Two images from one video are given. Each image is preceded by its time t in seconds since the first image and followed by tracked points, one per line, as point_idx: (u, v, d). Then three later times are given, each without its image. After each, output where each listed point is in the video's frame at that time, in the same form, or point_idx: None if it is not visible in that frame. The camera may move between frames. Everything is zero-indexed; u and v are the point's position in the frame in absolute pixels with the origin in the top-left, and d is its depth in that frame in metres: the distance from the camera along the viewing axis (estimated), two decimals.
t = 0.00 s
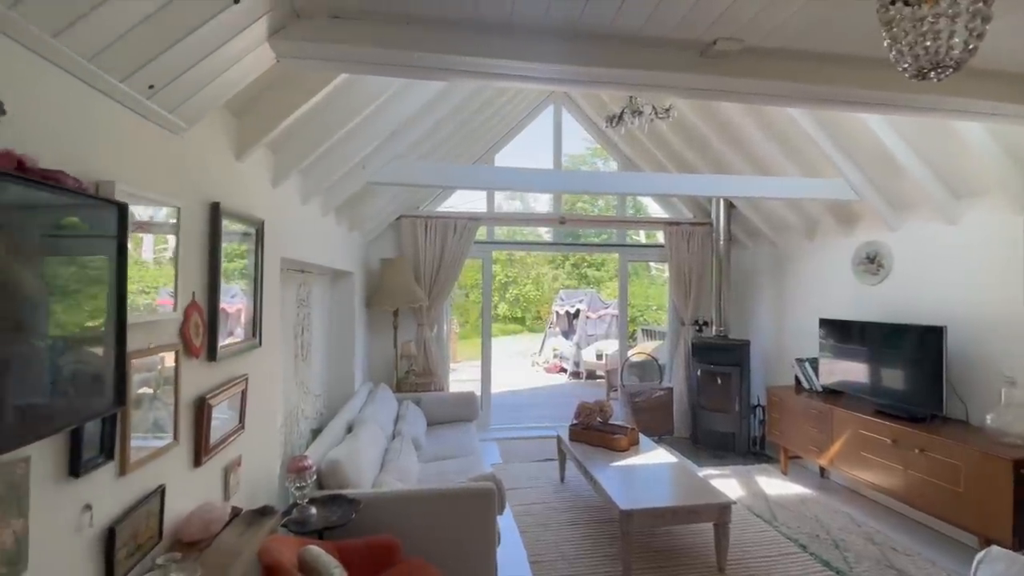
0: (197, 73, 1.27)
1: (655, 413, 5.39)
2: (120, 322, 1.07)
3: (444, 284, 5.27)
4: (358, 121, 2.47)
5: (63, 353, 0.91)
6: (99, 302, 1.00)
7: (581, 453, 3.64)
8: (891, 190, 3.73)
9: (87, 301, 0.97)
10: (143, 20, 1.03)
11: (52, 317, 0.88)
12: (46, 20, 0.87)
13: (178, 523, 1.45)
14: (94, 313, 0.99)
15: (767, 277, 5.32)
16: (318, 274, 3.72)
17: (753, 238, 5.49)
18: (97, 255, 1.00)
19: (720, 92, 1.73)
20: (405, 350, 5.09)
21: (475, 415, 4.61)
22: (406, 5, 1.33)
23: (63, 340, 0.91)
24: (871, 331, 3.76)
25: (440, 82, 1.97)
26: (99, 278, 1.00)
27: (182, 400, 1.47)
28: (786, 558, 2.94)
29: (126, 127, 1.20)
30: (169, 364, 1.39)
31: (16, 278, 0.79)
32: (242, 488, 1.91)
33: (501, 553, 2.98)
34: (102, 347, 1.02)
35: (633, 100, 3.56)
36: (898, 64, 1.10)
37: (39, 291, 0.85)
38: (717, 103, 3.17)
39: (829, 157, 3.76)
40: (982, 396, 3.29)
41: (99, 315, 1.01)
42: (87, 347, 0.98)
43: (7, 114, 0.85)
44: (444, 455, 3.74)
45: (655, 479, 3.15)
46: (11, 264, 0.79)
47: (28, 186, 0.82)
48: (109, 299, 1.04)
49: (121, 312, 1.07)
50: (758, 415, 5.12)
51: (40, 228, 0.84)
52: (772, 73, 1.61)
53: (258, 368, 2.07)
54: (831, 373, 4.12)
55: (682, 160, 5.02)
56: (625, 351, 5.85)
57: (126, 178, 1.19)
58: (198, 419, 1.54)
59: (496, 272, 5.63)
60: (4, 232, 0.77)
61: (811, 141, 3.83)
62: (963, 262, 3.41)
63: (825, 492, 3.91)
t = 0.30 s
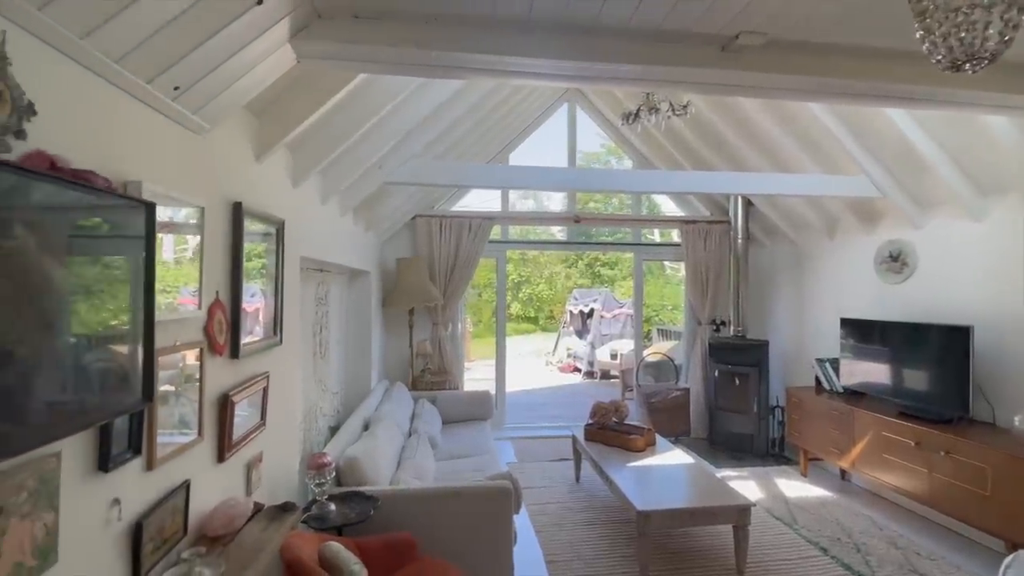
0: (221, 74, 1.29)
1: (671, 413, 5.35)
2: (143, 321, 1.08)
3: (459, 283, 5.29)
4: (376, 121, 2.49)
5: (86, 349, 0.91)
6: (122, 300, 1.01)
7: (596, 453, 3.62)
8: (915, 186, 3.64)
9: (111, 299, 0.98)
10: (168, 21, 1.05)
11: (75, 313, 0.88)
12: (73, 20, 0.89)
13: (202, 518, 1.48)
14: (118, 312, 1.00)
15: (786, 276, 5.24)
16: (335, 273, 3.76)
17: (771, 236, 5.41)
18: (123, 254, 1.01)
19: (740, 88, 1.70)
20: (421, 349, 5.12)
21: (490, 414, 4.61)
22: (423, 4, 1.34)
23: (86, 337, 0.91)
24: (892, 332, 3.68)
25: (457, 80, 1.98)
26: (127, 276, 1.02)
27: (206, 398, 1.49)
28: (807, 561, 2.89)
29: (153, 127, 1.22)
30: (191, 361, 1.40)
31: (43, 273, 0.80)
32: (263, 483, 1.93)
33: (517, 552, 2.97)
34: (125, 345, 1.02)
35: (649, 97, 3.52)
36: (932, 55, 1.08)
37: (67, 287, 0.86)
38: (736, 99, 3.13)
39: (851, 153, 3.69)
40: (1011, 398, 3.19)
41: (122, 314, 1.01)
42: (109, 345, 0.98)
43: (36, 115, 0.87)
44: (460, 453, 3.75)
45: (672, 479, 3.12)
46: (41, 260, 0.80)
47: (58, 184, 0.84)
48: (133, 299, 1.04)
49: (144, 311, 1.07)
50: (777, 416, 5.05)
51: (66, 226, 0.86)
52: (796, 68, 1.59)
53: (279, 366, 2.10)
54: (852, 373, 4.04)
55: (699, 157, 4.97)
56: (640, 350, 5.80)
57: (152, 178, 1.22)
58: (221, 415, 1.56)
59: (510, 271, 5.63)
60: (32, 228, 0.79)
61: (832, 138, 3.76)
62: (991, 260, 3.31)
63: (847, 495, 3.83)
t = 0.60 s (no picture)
0: (240, 73, 1.31)
1: (685, 413, 5.31)
2: (160, 320, 1.08)
3: (471, 281, 5.30)
4: (391, 119, 2.50)
5: (104, 347, 0.92)
6: (140, 298, 1.01)
7: (610, 452, 3.61)
8: (937, 181, 3.56)
9: (130, 297, 0.98)
10: (188, 22, 1.07)
11: (93, 311, 0.89)
12: (96, 20, 0.91)
13: (222, 512, 1.50)
14: (136, 309, 1.00)
15: (803, 274, 5.16)
16: (350, 271, 3.79)
17: (788, 234, 5.34)
18: (143, 252, 1.02)
19: (760, 83, 1.68)
20: (434, 347, 5.15)
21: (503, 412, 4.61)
22: (438, 2, 1.34)
23: (103, 334, 0.92)
24: (911, 331, 3.61)
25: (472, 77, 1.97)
26: (148, 273, 1.03)
27: (226, 393, 1.51)
28: (825, 563, 2.85)
29: (174, 125, 1.24)
30: (208, 358, 1.40)
31: (64, 269, 0.81)
32: (280, 479, 1.95)
33: (531, 550, 2.97)
34: (142, 342, 1.02)
35: (664, 93, 3.49)
36: (960, 46, 1.07)
37: (90, 283, 0.87)
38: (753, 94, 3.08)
39: (870, 149, 3.63)
40: None
41: (141, 311, 1.02)
42: (127, 342, 0.98)
43: (63, 113, 0.89)
44: (474, 450, 3.76)
45: (687, 479, 3.09)
46: (66, 254, 0.81)
47: (83, 181, 0.85)
48: (151, 297, 1.05)
49: (162, 310, 1.08)
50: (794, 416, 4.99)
51: (87, 223, 0.87)
52: (816, 61, 1.56)
53: (295, 362, 2.12)
54: (871, 373, 3.97)
55: (713, 153, 4.92)
56: (654, 350, 5.75)
57: (174, 176, 1.23)
58: (239, 411, 1.58)
59: (522, 268, 5.63)
60: (58, 224, 0.80)
61: (852, 134, 3.70)
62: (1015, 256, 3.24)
63: (865, 497, 3.77)
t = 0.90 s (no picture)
0: (253, 69, 1.31)
1: (695, 410, 5.27)
2: (174, 316, 1.09)
3: (481, 278, 5.31)
4: (401, 115, 2.50)
5: (120, 343, 0.93)
6: (155, 295, 1.02)
7: (619, 449, 3.59)
8: (953, 175, 3.50)
9: (145, 294, 0.99)
10: (202, 18, 1.08)
11: (109, 308, 0.90)
12: (113, 16, 0.92)
13: (236, 504, 1.52)
14: (150, 307, 1.01)
15: (816, 271, 5.10)
16: (361, 268, 3.81)
17: (801, 230, 5.27)
18: (158, 250, 1.03)
19: (773, 75, 1.66)
20: (443, 343, 5.17)
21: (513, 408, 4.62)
22: None
23: (119, 330, 0.93)
24: (927, 328, 3.56)
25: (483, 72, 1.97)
26: (163, 268, 1.04)
27: (239, 388, 1.53)
28: (838, 561, 2.82)
29: (189, 122, 1.25)
30: (221, 354, 1.41)
31: (83, 263, 0.82)
32: (293, 472, 1.97)
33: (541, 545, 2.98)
34: (156, 339, 1.03)
35: (675, 87, 3.45)
36: (982, 33, 1.05)
37: (107, 278, 0.88)
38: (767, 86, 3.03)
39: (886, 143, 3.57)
40: None
41: (154, 309, 1.03)
42: (142, 339, 0.99)
43: (81, 108, 0.90)
44: (484, 446, 3.77)
45: (697, 476, 3.07)
46: (84, 248, 0.82)
47: (101, 176, 0.86)
48: (165, 294, 1.06)
49: (176, 306, 1.09)
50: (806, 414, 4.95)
51: (105, 220, 0.88)
52: (832, 53, 1.54)
53: (307, 358, 2.14)
54: (885, 371, 3.91)
55: (725, 148, 4.87)
56: (664, 348, 5.69)
57: (188, 172, 1.25)
58: (252, 406, 1.60)
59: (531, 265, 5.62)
60: (76, 218, 0.81)
61: (866, 127, 3.64)
62: None
63: (879, 495, 3.73)
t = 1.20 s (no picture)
0: (259, 62, 1.32)
1: (701, 405, 5.26)
2: (183, 310, 1.10)
3: (486, 273, 5.31)
4: (407, 109, 2.49)
5: (130, 337, 0.94)
6: (164, 289, 1.03)
7: (625, 443, 3.59)
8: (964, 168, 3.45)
9: (153, 289, 1.00)
10: (209, 11, 1.08)
11: (119, 302, 0.91)
12: (121, 8, 0.93)
13: (245, 494, 1.54)
14: (159, 302, 1.02)
15: (825, 266, 5.06)
16: (366, 263, 3.82)
17: (809, 224, 5.22)
18: (167, 245, 1.03)
19: (782, 65, 1.64)
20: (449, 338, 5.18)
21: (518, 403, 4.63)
22: None
23: (129, 325, 0.94)
24: (936, 324, 3.52)
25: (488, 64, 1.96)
26: (171, 263, 1.04)
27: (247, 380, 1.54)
28: (844, 556, 2.82)
29: (196, 115, 1.26)
30: (229, 349, 1.43)
31: (94, 255, 0.83)
32: (301, 464, 1.99)
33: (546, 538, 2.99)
34: (166, 333, 1.04)
35: (682, 79, 3.41)
36: (995, 19, 1.03)
37: (117, 270, 0.89)
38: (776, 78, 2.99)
39: (896, 136, 3.53)
40: None
41: (164, 303, 1.03)
42: (151, 334, 1.00)
43: (90, 101, 0.91)
44: (489, 440, 3.78)
45: (703, 471, 3.06)
46: (94, 240, 0.83)
47: (111, 168, 0.87)
48: (174, 288, 1.06)
49: (185, 300, 1.10)
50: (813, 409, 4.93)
51: (114, 215, 0.88)
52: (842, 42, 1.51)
53: (314, 351, 2.15)
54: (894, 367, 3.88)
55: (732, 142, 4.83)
56: (670, 343, 5.69)
57: (196, 165, 1.25)
58: (260, 398, 1.61)
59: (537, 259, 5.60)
60: (86, 209, 0.82)
61: (875, 118, 3.60)
62: None
63: (887, 491, 3.71)
